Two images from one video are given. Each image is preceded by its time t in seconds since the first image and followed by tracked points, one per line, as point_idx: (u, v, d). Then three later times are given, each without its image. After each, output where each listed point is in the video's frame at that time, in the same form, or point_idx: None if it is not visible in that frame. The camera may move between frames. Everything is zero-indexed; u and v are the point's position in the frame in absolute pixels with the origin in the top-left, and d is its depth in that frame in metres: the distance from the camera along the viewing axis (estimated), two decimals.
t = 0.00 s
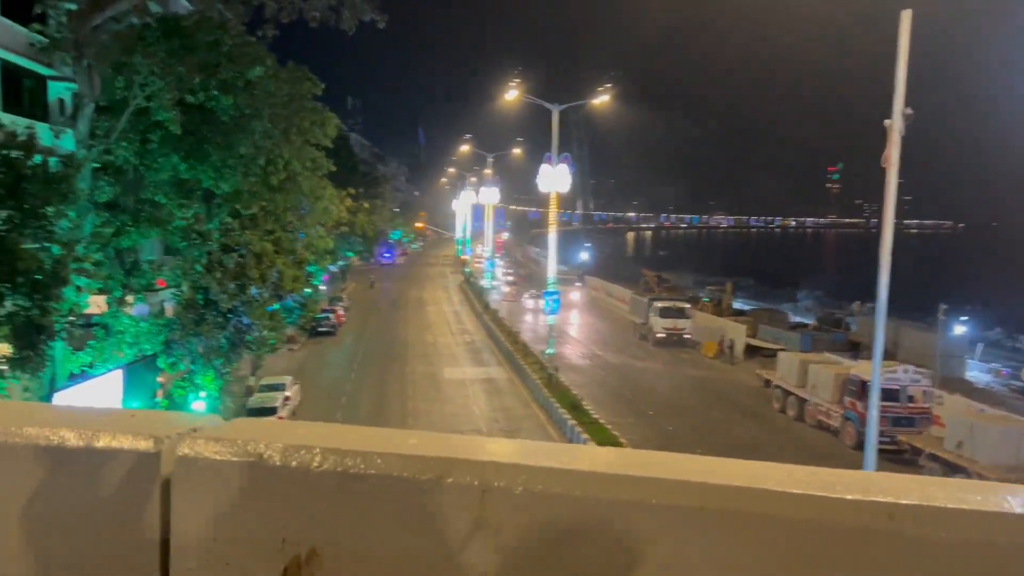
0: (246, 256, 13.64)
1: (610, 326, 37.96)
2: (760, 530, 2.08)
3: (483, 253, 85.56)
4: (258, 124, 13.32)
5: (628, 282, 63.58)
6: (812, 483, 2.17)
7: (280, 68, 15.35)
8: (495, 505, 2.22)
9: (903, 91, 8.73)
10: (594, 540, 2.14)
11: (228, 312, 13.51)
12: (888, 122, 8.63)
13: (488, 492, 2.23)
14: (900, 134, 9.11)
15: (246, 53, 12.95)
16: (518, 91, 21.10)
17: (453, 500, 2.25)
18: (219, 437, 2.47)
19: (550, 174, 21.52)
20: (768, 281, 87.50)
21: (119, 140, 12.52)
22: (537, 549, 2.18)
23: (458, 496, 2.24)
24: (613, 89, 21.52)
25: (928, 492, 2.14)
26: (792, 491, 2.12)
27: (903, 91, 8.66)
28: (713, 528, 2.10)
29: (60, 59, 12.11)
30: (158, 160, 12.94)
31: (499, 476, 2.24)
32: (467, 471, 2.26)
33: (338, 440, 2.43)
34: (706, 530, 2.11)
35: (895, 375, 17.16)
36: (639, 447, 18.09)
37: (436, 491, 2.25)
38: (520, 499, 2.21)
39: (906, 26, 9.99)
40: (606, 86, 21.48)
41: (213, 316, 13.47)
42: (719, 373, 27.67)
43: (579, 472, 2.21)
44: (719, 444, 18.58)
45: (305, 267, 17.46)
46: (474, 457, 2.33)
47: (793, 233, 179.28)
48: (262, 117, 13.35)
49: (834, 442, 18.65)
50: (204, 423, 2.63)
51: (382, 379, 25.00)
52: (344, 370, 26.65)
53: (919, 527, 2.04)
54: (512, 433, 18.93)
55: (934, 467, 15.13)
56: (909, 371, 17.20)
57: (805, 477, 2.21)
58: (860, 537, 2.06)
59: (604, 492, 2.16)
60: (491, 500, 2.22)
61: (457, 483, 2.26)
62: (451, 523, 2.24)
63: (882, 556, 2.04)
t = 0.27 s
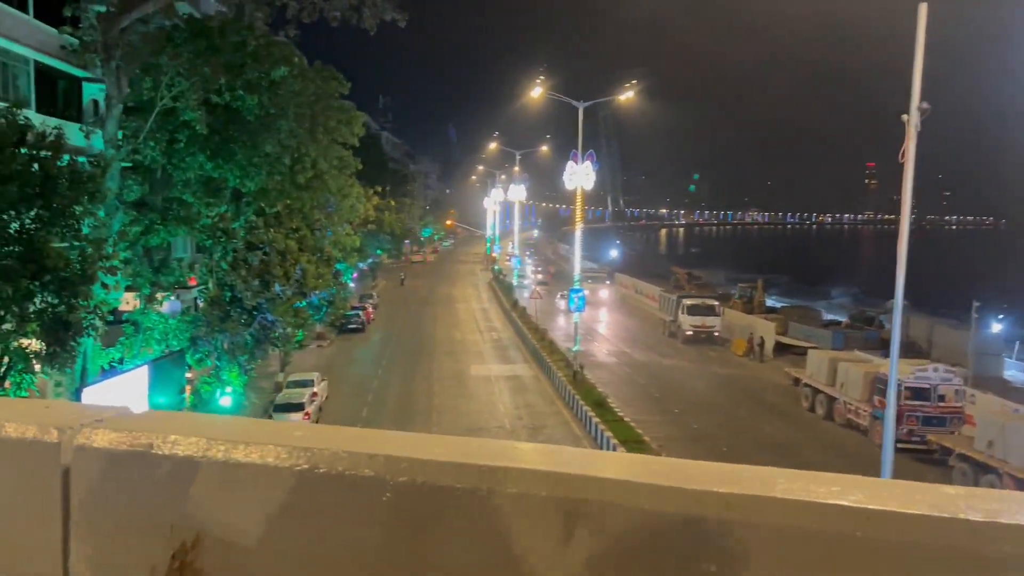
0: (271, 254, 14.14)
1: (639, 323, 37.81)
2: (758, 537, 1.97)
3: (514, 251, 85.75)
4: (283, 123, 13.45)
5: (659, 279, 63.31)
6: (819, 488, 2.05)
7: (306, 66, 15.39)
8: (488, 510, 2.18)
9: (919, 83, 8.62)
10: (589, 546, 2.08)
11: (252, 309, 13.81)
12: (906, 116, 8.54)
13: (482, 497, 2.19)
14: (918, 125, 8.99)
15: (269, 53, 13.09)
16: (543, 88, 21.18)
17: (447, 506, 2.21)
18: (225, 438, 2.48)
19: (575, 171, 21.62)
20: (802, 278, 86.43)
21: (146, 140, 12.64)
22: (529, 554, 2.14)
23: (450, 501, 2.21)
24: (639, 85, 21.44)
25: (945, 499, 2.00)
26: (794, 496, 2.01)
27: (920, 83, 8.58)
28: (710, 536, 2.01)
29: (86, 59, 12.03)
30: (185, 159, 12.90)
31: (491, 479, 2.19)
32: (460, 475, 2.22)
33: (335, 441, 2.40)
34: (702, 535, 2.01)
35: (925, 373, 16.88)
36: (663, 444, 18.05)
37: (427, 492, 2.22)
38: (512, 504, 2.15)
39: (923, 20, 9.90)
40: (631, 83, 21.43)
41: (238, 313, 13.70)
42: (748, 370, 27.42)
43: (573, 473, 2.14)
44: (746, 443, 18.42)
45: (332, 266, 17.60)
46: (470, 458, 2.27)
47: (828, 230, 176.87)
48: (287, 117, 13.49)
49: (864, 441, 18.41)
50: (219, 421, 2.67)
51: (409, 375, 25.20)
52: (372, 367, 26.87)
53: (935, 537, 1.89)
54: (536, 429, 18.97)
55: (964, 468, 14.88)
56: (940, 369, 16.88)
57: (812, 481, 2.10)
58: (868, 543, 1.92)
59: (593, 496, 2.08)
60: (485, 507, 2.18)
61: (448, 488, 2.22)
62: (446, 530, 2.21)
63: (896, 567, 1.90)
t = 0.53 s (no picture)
0: (284, 253, 14.18)
1: (655, 322, 37.74)
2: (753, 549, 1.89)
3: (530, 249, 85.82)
4: (296, 122, 13.42)
5: (676, 277, 63.17)
6: (814, 497, 1.97)
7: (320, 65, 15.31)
8: (471, 515, 2.07)
9: (924, 81, 8.59)
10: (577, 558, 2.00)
11: (264, 307, 13.80)
12: (911, 112, 8.54)
13: (465, 502, 2.08)
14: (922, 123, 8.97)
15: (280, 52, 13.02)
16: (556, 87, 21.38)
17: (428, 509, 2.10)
18: (202, 439, 2.39)
19: (588, 169, 21.71)
20: (821, 277, 85.90)
21: (159, 139, 12.73)
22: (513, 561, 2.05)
23: (432, 506, 2.10)
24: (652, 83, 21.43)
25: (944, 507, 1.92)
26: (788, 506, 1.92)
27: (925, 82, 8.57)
28: (703, 547, 1.92)
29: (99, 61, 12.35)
30: (197, 159, 12.85)
31: (474, 484, 2.09)
32: (441, 480, 2.11)
33: (316, 444, 2.31)
34: (692, 547, 1.93)
35: (941, 371, 16.71)
36: (676, 443, 18.01)
37: (406, 497, 2.12)
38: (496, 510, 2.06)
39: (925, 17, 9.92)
40: (644, 80, 21.43)
41: (251, 312, 13.73)
42: (764, 369, 27.31)
43: (578, 481, 2.05)
44: (761, 442, 18.31)
45: (346, 264, 17.65)
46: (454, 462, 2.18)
47: (849, 228, 175.52)
48: (298, 116, 13.45)
49: (880, 440, 18.27)
50: (200, 422, 2.56)
51: (423, 373, 25.31)
52: (387, 365, 26.98)
53: (955, 554, 1.80)
54: (549, 428, 18.99)
55: (980, 468, 14.74)
56: (956, 368, 16.72)
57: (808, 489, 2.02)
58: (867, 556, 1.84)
59: (577, 503, 2.01)
60: (468, 511, 2.07)
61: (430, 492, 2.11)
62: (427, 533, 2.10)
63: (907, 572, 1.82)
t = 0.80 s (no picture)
0: (295, 252, 14.08)
1: (670, 321, 37.66)
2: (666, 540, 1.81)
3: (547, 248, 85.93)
4: (308, 123, 13.38)
5: (692, 276, 63.04)
6: (791, 491, 1.82)
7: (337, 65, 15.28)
8: (382, 501, 2.01)
9: (931, 78, 8.54)
10: (538, 558, 1.88)
11: (276, 307, 13.92)
12: (922, 110, 8.47)
13: (378, 488, 2.01)
14: (929, 121, 8.91)
15: (293, 52, 12.96)
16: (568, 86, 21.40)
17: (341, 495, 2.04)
18: (223, 436, 2.25)
19: (601, 168, 21.76)
20: (838, 276, 85.38)
21: (172, 141, 12.91)
22: (427, 553, 1.97)
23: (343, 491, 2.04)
24: (664, 81, 21.39)
25: (871, 495, 1.79)
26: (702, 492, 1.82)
27: (932, 79, 8.52)
28: (614, 537, 1.84)
29: (114, 63, 12.50)
30: (210, 160, 13.00)
31: (388, 469, 2.03)
32: (356, 465, 2.06)
33: (336, 442, 2.16)
34: (605, 537, 1.84)
35: (956, 370, 16.57)
36: (688, 442, 17.96)
37: (363, 490, 2.02)
38: (409, 496, 1.99)
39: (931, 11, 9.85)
40: (657, 79, 21.42)
41: (262, 311, 13.86)
42: (779, 368, 27.16)
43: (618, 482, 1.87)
44: (775, 442, 18.21)
45: (361, 263, 17.70)
46: (374, 448, 2.12)
47: (868, 226, 174.23)
48: (311, 117, 13.45)
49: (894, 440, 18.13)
50: (147, 410, 2.53)
51: (437, 372, 25.40)
52: (402, 364, 27.09)
53: None
54: (561, 427, 19.00)
55: (995, 468, 14.59)
56: (972, 368, 16.56)
57: (733, 476, 1.91)
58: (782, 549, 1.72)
59: (616, 504, 1.83)
60: (379, 497, 2.01)
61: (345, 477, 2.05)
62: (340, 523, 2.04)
63: None
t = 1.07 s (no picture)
0: (303, 250, 14.13)
1: (679, 319, 37.61)
2: (587, 529, 1.81)
3: (557, 246, 85.87)
4: (315, 122, 13.36)
5: (702, 274, 62.95)
6: (798, 488, 1.77)
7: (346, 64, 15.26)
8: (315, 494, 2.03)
9: (933, 73, 8.52)
10: (546, 557, 1.84)
11: (283, 305, 13.97)
12: (925, 106, 8.44)
13: (309, 480, 2.03)
14: (933, 117, 8.88)
15: (299, 50, 12.94)
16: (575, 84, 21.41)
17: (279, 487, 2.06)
18: (237, 435, 2.20)
19: (609, 166, 21.79)
20: (849, 273, 85.05)
21: (179, 139, 12.98)
22: (441, 548, 1.94)
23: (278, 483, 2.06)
24: (672, 78, 21.37)
25: (796, 485, 1.78)
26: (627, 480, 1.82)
27: (934, 76, 8.51)
28: (533, 527, 1.84)
29: (122, 63, 12.57)
30: (218, 159, 13.05)
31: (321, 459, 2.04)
32: (292, 456, 2.08)
33: (344, 440, 2.11)
34: (617, 538, 1.79)
35: (965, 368, 16.49)
36: (695, 440, 17.93)
37: (368, 487, 1.98)
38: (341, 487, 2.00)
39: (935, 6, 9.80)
40: (665, 76, 21.39)
41: (269, 308, 13.91)
42: (788, 366, 27.09)
43: (629, 480, 1.82)
44: (784, 439, 18.16)
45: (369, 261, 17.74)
46: (312, 440, 2.14)
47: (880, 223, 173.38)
48: (319, 115, 13.29)
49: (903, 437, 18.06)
50: (114, 405, 2.53)
51: (445, 370, 25.42)
52: (410, 362, 27.16)
53: None
54: (569, 425, 18.99)
55: (1004, 466, 14.51)
56: (981, 365, 16.48)
57: (659, 464, 1.91)
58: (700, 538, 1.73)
59: (626, 503, 1.78)
60: (310, 490, 2.03)
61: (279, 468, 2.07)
62: (280, 508, 2.06)
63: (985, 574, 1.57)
